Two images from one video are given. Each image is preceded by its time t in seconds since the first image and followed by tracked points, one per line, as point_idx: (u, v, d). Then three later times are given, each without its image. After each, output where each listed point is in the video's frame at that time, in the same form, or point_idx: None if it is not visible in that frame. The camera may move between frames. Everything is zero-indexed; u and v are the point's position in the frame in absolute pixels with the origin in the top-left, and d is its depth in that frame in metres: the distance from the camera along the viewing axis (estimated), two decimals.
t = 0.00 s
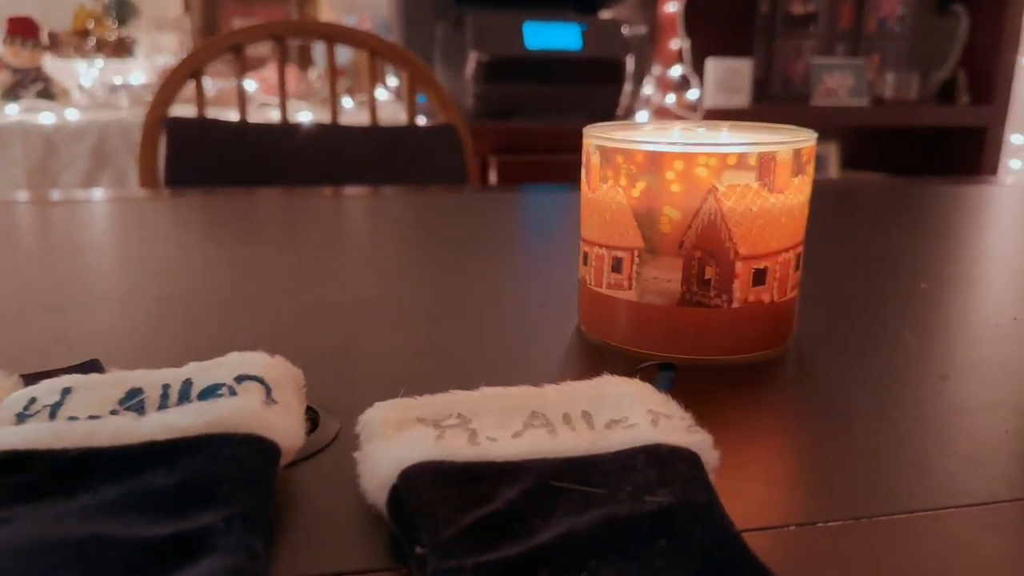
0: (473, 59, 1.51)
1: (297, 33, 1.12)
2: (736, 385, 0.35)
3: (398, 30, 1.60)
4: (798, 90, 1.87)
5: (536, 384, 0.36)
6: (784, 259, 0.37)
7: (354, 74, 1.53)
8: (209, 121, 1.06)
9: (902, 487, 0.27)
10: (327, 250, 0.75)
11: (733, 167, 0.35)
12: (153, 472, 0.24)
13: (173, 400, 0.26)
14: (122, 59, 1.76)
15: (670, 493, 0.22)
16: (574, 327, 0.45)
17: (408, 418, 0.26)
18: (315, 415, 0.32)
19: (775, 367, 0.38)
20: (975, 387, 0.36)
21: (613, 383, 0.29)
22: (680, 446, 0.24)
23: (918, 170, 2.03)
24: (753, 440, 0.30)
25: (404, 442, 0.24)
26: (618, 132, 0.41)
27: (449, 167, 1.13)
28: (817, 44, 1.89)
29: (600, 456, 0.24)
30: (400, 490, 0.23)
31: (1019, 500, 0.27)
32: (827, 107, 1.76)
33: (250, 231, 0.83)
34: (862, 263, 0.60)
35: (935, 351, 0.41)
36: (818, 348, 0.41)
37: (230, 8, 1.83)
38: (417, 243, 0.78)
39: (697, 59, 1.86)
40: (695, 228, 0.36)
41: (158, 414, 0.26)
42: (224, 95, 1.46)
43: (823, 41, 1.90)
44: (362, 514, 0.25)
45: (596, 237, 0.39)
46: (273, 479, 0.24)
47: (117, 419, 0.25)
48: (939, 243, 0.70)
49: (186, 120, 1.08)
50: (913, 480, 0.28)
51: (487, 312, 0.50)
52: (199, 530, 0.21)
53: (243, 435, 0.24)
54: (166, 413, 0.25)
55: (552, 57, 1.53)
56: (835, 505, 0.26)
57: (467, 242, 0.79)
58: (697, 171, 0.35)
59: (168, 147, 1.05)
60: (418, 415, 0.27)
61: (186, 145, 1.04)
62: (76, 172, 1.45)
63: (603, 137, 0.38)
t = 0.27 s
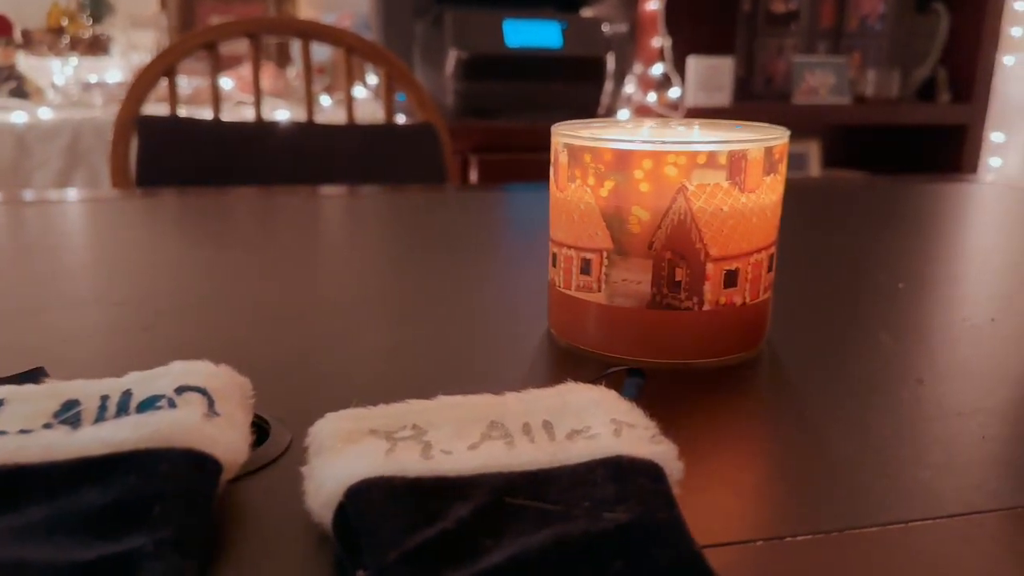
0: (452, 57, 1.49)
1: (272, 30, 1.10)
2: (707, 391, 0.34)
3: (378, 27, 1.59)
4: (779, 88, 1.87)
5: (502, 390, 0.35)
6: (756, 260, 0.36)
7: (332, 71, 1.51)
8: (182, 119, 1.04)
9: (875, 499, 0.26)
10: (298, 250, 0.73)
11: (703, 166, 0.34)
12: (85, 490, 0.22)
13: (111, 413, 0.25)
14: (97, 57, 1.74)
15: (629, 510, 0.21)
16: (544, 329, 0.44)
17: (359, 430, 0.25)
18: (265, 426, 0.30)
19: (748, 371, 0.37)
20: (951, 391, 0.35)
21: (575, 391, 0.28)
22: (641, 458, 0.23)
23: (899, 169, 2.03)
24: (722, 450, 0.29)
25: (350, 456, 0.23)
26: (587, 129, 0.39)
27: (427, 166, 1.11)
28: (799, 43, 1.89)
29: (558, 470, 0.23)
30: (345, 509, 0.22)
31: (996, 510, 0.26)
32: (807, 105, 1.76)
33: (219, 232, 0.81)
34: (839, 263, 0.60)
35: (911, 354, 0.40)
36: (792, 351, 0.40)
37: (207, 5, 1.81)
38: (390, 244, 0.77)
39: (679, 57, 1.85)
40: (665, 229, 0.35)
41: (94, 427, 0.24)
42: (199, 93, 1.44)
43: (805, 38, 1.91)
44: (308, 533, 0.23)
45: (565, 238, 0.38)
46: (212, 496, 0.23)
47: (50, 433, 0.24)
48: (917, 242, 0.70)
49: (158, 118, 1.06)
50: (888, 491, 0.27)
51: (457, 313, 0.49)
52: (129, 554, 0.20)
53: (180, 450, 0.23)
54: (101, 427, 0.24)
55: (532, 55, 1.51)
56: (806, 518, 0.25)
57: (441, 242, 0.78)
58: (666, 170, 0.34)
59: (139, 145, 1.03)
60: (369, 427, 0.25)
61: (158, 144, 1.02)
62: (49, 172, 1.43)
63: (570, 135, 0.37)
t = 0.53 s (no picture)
0: (437, 55, 1.47)
1: (253, 28, 1.09)
2: (688, 396, 0.33)
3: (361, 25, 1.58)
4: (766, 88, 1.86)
5: (480, 395, 0.34)
6: (736, 262, 0.36)
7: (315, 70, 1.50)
8: (160, 119, 1.03)
9: (859, 508, 0.26)
10: (278, 251, 0.72)
11: (683, 166, 0.34)
12: (35, 506, 0.21)
13: (68, 425, 0.24)
14: (78, 56, 1.72)
15: (603, 524, 0.21)
16: (523, 331, 0.43)
17: (327, 441, 0.24)
18: (233, 437, 0.29)
19: (730, 375, 0.36)
20: (936, 394, 0.35)
21: (551, 398, 0.27)
22: (617, 468, 0.23)
23: (884, 167, 2.04)
24: (703, 458, 0.29)
25: (316, 469, 0.22)
26: (566, 129, 0.39)
27: (409, 164, 1.11)
28: (783, 42, 1.87)
29: (531, 481, 0.22)
30: (309, 524, 0.21)
31: (981, 519, 0.25)
32: (793, 104, 1.76)
33: (198, 233, 0.80)
34: (824, 264, 0.59)
35: (895, 356, 0.39)
36: (774, 355, 0.39)
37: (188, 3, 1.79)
38: (371, 245, 0.76)
39: (665, 56, 1.85)
40: (645, 230, 0.34)
41: (49, 440, 0.23)
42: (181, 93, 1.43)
43: (789, 38, 1.88)
44: (272, 549, 0.22)
45: (543, 239, 0.37)
46: (171, 510, 0.22)
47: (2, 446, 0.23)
48: (901, 242, 0.70)
49: (137, 117, 1.05)
50: (871, 499, 0.26)
51: (437, 314, 0.48)
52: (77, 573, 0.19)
53: (137, 463, 0.22)
54: (56, 439, 0.23)
55: (518, 53, 1.50)
56: (787, 528, 0.24)
57: (423, 243, 0.77)
58: (646, 170, 0.34)
59: (117, 145, 1.01)
60: (337, 437, 0.25)
61: (136, 144, 1.01)
62: (28, 173, 1.41)
63: (549, 134, 0.36)
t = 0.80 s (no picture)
0: (421, 52, 1.47)
1: (233, 25, 1.08)
2: (667, 396, 0.33)
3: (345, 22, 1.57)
4: (749, 85, 1.83)
5: (456, 397, 0.33)
6: (716, 258, 0.35)
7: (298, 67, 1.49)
8: (139, 116, 1.01)
9: (839, 508, 0.25)
10: (257, 250, 0.71)
11: (662, 161, 0.33)
12: None
13: (21, 429, 0.23)
14: (57, 53, 1.70)
15: (574, 529, 0.20)
16: (502, 330, 0.43)
17: (292, 445, 0.23)
18: (198, 443, 0.28)
19: (710, 374, 0.35)
20: (918, 393, 0.34)
21: (525, 399, 0.26)
22: (590, 471, 0.22)
23: (869, 164, 2.04)
24: (681, 460, 0.28)
25: (278, 474, 0.22)
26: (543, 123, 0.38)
27: (392, 161, 1.10)
28: (767, 40, 1.85)
29: (501, 485, 0.21)
30: (270, 532, 0.20)
31: (963, 520, 0.25)
32: (778, 102, 1.76)
33: (176, 231, 0.79)
34: (806, 262, 0.59)
35: (877, 354, 0.39)
36: (755, 353, 0.38)
37: None
38: (352, 242, 0.75)
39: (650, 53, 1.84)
40: (623, 226, 0.33)
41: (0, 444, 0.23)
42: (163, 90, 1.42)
43: (774, 36, 1.85)
44: (233, 558, 0.22)
45: (520, 236, 0.36)
46: (128, 517, 0.21)
47: None
48: (884, 239, 0.69)
49: (115, 115, 1.03)
50: (852, 500, 0.26)
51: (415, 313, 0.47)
52: None
53: (91, 469, 0.21)
54: (8, 444, 0.22)
55: (501, 50, 1.49)
56: (766, 530, 0.24)
57: (404, 240, 0.76)
58: (624, 165, 0.33)
59: (95, 143, 1.00)
60: (302, 440, 0.24)
61: (114, 142, 0.99)
62: (6, 171, 1.39)
63: (525, 128, 0.35)
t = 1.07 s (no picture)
0: (403, 51, 1.45)
1: (211, 24, 1.07)
2: (640, 400, 0.32)
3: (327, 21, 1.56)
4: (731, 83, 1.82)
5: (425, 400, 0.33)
6: (690, 260, 0.35)
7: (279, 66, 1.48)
8: (116, 115, 1.00)
9: (809, 514, 0.25)
10: (233, 250, 0.71)
11: (633, 163, 0.32)
12: None
13: None
14: (36, 51, 1.68)
15: (537, 540, 0.20)
16: (476, 332, 0.42)
17: (252, 456, 0.23)
18: (160, 452, 0.28)
19: (685, 376, 0.35)
20: (893, 394, 0.34)
21: (492, 406, 0.26)
22: (555, 479, 0.22)
23: (852, 163, 2.05)
24: (652, 465, 0.28)
25: (236, 487, 0.21)
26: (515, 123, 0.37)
27: (372, 160, 1.09)
28: (750, 39, 1.85)
29: (464, 495, 0.21)
30: (228, 547, 0.20)
31: (936, 525, 0.24)
32: (761, 101, 1.76)
33: (152, 231, 0.78)
34: (787, 261, 0.59)
35: (853, 356, 0.39)
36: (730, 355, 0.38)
37: None
38: (330, 242, 0.74)
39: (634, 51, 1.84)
40: (596, 228, 0.33)
41: None
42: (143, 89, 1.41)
43: (757, 35, 1.86)
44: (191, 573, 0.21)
45: (493, 238, 0.36)
46: (81, 530, 0.21)
47: None
48: (866, 238, 0.69)
49: (92, 114, 1.02)
50: (822, 506, 0.25)
51: (390, 314, 0.46)
52: None
53: (43, 481, 0.21)
54: None
55: (483, 48, 1.48)
56: (735, 538, 0.24)
57: (383, 239, 0.75)
58: (596, 167, 0.32)
59: (71, 143, 0.99)
60: (263, 452, 0.23)
61: (90, 141, 0.98)
62: None
63: (497, 129, 0.35)
